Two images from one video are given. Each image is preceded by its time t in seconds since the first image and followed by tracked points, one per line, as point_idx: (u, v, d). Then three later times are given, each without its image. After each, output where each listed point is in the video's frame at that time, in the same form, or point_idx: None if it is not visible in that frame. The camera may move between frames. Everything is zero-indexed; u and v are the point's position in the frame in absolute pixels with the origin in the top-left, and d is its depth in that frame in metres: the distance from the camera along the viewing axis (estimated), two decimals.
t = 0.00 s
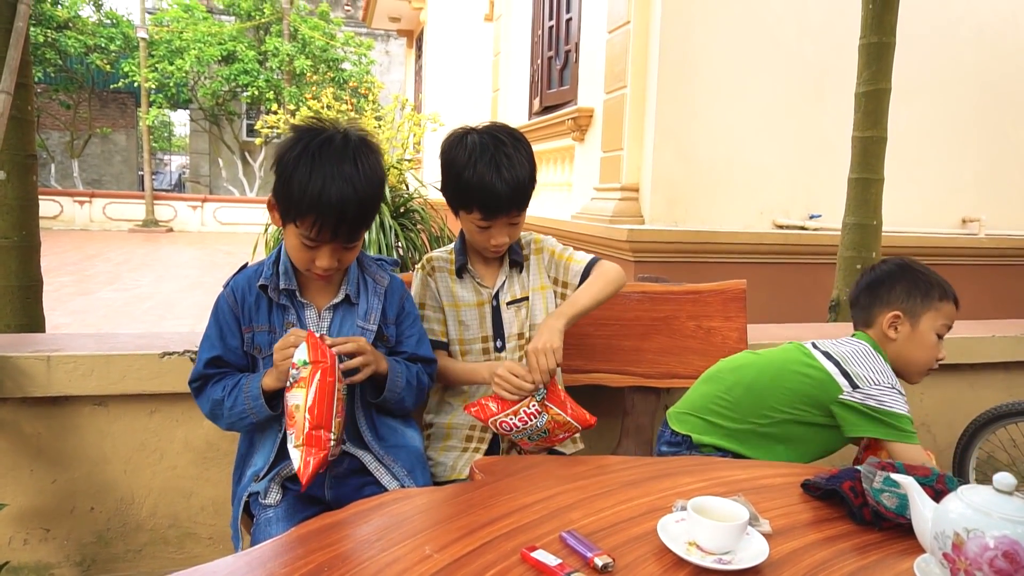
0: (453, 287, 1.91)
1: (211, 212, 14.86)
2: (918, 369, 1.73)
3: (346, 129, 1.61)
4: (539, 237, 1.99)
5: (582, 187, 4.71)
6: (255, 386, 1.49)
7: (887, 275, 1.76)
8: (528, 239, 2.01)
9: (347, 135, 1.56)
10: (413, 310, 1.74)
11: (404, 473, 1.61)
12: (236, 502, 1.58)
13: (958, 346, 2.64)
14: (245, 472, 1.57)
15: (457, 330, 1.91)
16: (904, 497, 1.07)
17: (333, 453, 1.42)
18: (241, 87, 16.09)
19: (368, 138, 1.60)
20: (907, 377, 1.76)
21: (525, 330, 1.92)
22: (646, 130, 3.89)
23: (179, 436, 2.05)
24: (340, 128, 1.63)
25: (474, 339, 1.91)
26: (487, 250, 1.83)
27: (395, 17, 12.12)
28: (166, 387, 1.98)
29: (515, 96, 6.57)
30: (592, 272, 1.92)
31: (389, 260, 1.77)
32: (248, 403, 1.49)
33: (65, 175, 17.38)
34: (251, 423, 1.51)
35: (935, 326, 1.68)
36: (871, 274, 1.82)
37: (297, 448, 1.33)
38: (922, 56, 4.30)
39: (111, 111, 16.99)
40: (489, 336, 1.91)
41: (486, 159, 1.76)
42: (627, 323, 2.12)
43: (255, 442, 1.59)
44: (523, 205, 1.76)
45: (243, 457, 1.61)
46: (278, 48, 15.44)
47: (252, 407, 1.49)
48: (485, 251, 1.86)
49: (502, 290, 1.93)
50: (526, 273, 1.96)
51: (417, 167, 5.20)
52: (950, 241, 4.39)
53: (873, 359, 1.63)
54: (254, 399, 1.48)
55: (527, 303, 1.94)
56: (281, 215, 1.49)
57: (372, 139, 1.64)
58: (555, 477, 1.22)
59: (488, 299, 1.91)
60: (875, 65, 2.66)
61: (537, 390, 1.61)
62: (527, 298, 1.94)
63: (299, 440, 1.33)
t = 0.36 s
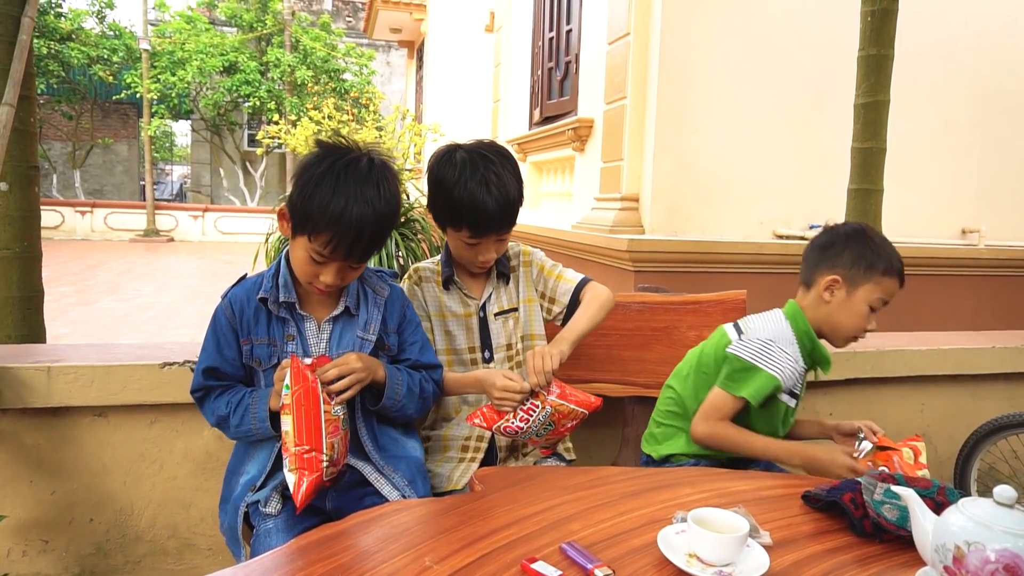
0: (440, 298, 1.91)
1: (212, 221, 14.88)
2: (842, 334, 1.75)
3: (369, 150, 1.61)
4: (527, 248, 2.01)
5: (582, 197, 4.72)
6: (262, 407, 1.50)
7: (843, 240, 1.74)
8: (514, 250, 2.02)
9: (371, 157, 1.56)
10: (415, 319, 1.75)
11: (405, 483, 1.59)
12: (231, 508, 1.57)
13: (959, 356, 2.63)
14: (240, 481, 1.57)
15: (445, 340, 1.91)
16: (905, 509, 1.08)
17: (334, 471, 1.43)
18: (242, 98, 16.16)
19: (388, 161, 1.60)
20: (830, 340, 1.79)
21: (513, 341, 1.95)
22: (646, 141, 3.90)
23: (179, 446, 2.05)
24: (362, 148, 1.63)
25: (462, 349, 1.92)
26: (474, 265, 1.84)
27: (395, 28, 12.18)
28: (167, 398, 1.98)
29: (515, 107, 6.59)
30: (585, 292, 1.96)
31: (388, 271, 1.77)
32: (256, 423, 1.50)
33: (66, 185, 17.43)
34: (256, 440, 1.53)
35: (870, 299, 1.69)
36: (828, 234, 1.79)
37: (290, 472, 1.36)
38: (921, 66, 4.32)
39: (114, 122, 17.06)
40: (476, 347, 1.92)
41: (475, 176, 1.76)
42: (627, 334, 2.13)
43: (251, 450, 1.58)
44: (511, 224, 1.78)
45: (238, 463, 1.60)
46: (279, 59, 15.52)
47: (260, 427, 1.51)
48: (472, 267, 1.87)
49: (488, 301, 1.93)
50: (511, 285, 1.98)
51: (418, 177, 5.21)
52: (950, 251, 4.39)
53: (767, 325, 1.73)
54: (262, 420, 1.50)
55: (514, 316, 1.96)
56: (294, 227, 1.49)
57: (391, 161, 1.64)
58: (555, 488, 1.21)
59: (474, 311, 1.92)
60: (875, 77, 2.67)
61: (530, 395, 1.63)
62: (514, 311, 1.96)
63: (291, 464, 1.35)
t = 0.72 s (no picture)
0: (441, 292, 1.91)
1: (214, 221, 14.89)
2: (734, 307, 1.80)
3: (368, 151, 1.60)
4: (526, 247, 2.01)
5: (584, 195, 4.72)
6: (214, 363, 1.49)
7: (723, 219, 1.77)
8: (514, 249, 2.03)
9: (367, 158, 1.55)
10: (423, 320, 1.72)
11: (405, 480, 1.59)
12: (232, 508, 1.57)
13: (962, 352, 2.63)
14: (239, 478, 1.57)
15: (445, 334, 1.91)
16: (908, 504, 1.08)
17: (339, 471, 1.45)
18: (243, 97, 16.16)
19: (387, 163, 1.59)
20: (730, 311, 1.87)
21: (512, 338, 1.94)
22: (647, 138, 3.90)
23: (182, 445, 2.05)
24: (364, 149, 1.63)
25: (461, 343, 1.92)
26: (470, 259, 1.83)
27: (396, 26, 12.18)
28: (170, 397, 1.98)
29: (516, 104, 6.59)
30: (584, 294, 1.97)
31: (393, 272, 1.77)
32: (201, 376, 1.48)
33: (69, 185, 17.45)
34: (194, 397, 1.49)
35: (741, 279, 1.73)
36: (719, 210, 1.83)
37: (299, 473, 1.36)
38: (923, 61, 4.31)
39: (115, 122, 17.07)
40: (475, 342, 1.91)
41: (473, 172, 1.76)
42: (629, 330, 2.12)
43: (246, 446, 1.59)
44: (505, 220, 1.77)
45: (236, 464, 1.60)
46: (280, 58, 15.52)
47: (205, 382, 1.48)
48: (470, 264, 1.86)
49: (489, 297, 1.93)
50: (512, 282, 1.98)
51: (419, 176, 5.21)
52: (953, 247, 4.38)
53: (664, 303, 1.87)
54: (208, 375, 1.48)
55: (514, 313, 1.96)
56: (287, 230, 1.50)
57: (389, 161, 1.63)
58: (558, 485, 1.22)
59: (474, 306, 1.91)
60: (876, 73, 2.67)
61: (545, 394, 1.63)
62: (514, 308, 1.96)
63: (300, 466, 1.36)
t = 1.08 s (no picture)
0: (443, 298, 1.91)
1: (214, 221, 14.89)
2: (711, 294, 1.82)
3: (349, 155, 1.59)
4: (535, 256, 2.00)
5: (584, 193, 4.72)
6: (228, 378, 1.49)
7: (691, 206, 1.83)
8: (523, 256, 2.02)
9: (347, 163, 1.54)
10: (425, 311, 1.70)
11: (408, 478, 1.59)
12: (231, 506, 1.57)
13: (962, 349, 2.63)
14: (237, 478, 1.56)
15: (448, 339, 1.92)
16: (909, 501, 1.09)
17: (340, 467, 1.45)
18: (243, 97, 16.17)
19: (370, 167, 1.58)
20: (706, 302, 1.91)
21: (515, 341, 1.94)
22: (647, 136, 3.89)
23: (183, 445, 2.05)
24: (347, 154, 1.62)
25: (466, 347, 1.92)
26: (476, 250, 1.83)
27: (396, 25, 12.18)
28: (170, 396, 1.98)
29: (516, 103, 6.58)
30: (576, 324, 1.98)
31: (393, 267, 1.76)
32: (214, 389, 1.49)
33: (69, 186, 17.45)
34: (203, 406, 1.50)
35: (713, 261, 1.76)
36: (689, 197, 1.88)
37: (293, 460, 1.38)
38: (923, 58, 4.30)
39: (115, 122, 17.07)
40: (479, 345, 1.92)
41: (478, 161, 1.77)
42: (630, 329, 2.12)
43: (245, 447, 1.59)
44: (515, 204, 1.79)
45: (232, 463, 1.60)
46: (280, 58, 15.53)
47: (217, 395, 1.49)
48: (475, 255, 1.86)
49: (494, 300, 1.93)
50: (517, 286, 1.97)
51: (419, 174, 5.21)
52: (953, 244, 4.38)
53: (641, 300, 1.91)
54: (222, 390, 1.49)
55: (518, 317, 1.96)
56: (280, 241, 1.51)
57: (373, 163, 1.61)
58: (559, 483, 1.22)
59: (479, 310, 1.91)
60: (876, 70, 2.67)
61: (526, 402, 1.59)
62: (518, 313, 1.96)
63: (294, 455, 1.38)
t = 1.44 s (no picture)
0: (445, 303, 1.91)
1: (214, 221, 14.89)
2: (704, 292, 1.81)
3: (337, 154, 1.58)
4: (545, 271, 1.98)
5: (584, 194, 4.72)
6: (236, 389, 1.51)
7: (688, 202, 1.83)
8: (533, 267, 2.00)
9: (337, 163, 1.54)
10: (425, 312, 1.70)
11: (408, 479, 1.59)
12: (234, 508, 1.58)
13: (962, 350, 2.63)
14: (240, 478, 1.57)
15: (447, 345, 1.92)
16: (908, 502, 1.09)
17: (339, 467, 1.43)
18: (243, 97, 16.17)
19: (360, 165, 1.58)
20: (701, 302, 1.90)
21: (521, 351, 1.94)
22: (647, 137, 3.89)
23: (183, 445, 2.05)
24: (336, 153, 1.62)
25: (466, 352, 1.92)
26: (481, 251, 1.82)
27: (396, 26, 12.18)
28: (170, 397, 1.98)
29: (516, 104, 6.58)
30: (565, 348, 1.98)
31: (393, 267, 1.76)
32: (223, 398, 1.51)
33: (69, 186, 17.44)
34: (213, 415, 1.52)
35: (712, 253, 1.76)
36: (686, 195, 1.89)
37: (290, 454, 1.36)
38: (923, 59, 4.30)
39: (115, 122, 17.07)
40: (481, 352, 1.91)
41: (481, 162, 1.79)
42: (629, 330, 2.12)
43: (249, 448, 1.59)
44: (519, 204, 1.80)
45: (238, 463, 1.61)
46: (280, 58, 15.54)
47: (226, 405, 1.51)
48: (479, 258, 1.86)
49: (497, 308, 1.93)
50: (522, 295, 1.96)
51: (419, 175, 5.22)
52: (953, 244, 4.38)
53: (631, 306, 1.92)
54: (231, 401, 1.51)
55: (522, 328, 1.95)
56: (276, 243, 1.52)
57: (364, 162, 1.61)
58: (559, 484, 1.22)
59: (482, 317, 1.91)
60: (875, 70, 2.67)
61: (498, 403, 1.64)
62: (522, 323, 1.95)
63: (290, 449, 1.37)
